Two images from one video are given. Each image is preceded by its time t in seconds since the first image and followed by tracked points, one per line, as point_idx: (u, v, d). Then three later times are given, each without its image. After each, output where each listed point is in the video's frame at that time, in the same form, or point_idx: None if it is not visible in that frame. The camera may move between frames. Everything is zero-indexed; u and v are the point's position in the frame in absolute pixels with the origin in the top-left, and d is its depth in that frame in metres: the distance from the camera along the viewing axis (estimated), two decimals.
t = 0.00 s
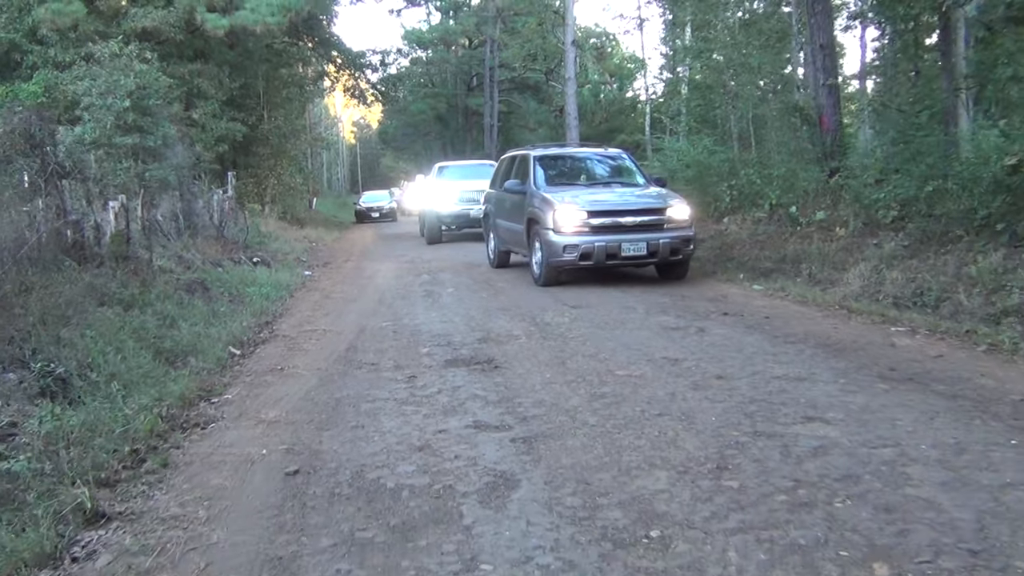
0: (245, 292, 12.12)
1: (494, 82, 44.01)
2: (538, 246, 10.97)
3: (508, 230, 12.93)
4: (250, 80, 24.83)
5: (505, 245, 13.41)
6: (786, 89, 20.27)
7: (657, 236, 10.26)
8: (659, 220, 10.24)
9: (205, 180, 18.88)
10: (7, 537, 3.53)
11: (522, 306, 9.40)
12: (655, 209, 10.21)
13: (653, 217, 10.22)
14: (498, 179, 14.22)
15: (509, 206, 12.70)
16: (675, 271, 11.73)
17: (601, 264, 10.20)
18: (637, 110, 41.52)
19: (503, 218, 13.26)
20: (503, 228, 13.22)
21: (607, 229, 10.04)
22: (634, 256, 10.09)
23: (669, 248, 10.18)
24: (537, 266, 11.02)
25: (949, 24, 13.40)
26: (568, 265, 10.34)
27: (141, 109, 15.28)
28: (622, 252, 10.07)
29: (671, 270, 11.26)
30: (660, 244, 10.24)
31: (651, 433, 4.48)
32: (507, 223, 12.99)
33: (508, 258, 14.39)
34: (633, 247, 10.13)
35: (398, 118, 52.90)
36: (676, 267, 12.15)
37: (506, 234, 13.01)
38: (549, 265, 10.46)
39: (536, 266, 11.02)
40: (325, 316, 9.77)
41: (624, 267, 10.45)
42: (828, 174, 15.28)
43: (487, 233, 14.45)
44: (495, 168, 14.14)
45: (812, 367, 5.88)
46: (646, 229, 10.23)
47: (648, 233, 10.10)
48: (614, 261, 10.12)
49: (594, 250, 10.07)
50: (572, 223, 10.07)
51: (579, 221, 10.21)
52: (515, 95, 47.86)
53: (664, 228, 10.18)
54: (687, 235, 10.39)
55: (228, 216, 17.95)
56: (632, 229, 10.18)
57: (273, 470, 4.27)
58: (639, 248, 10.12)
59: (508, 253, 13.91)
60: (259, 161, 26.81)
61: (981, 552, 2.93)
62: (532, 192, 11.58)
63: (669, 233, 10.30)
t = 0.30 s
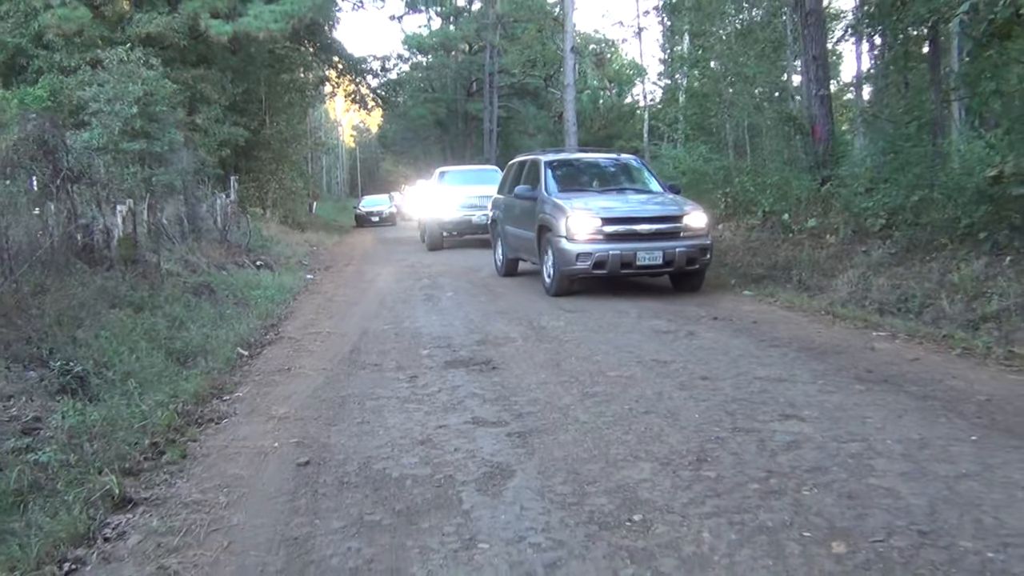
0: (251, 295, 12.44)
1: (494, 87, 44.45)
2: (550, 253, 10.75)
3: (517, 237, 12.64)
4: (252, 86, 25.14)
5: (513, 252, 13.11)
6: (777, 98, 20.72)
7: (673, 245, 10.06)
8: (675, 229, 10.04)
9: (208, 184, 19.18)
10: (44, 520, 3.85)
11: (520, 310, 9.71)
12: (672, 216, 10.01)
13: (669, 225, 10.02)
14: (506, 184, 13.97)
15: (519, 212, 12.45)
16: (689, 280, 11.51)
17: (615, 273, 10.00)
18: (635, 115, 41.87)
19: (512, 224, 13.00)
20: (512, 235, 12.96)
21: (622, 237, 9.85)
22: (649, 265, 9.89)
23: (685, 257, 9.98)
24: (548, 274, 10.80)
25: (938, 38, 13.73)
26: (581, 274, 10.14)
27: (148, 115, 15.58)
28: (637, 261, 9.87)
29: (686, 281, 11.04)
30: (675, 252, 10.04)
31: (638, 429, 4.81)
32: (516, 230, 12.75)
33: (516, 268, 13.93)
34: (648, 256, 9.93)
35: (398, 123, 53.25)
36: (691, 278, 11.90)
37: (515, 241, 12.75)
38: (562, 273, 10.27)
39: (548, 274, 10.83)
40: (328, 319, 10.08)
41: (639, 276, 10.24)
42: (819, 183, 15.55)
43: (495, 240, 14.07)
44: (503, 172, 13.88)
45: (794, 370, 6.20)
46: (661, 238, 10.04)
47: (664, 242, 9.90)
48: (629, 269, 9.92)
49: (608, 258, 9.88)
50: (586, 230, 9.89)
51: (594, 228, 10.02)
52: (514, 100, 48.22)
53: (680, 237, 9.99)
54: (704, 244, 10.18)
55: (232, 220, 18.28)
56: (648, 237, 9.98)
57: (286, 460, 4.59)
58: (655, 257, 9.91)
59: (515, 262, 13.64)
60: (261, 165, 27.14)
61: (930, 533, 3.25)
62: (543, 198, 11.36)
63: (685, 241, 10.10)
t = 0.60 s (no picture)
0: (253, 291, 12.72)
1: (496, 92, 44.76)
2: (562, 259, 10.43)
3: (525, 241, 12.37)
4: (256, 86, 25.39)
5: (521, 256, 12.84)
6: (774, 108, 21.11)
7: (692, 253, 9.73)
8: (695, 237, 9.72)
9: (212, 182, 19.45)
10: (63, 490, 4.13)
11: (515, 310, 9.99)
12: (691, 224, 9.68)
13: (687, 232, 9.70)
14: (515, 188, 13.63)
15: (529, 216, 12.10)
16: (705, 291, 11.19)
17: (630, 281, 9.68)
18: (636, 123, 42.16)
19: (521, 228, 12.61)
20: (521, 240, 12.62)
21: (639, 243, 9.53)
22: (667, 273, 9.56)
23: (704, 266, 9.64)
24: (560, 281, 10.48)
25: (929, 53, 14.05)
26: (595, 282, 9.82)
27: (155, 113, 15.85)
28: (654, 269, 9.54)
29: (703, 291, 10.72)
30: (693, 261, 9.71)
31: (621, 419, 5.10)
32: (525, 234, 12.46)
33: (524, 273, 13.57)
34: (665, 264, 9.60)
35: (400, 126, 53.57)
36: (707, 287, 11.57)
37: (523, 246, 12.48)
38: (575, 280, 9.95)
39: (560, 281, 10.51)
40: (329, 315, 10.35)
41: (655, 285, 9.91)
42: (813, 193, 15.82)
43: (503, 245, 13.77)
44: (512, 175, 13.56)
45: (774, 369, 6.48)
46: (679, 245, 9.71)
47: (682, 249, 9.57)
48: (645, 278, 9.60)
49: (624, 266, 9.55)
50: (602, 236, 9.57)
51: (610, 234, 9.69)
52: (516, 106, 48.54)
53: (699, 245, 9.67)
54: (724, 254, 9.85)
55: (234, 218, 18.55)
56: (666, 245, 9.65)
57: (290, 442, 4.88)
58: (673, 266, 9.58)
59: (525, 266, 13.13)
60: (263, 165, 27.41)
61: (883, 512, 3.54)
62: (556, 202, 11.05)
63: (704, 250, 9.77)
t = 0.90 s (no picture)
0: (252, 297, 12.97)
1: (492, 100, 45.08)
2: (573, 271, 10.03)
3: (535, 252, 11.95)
4: (255, 95, 25.47)
5: (529, 268, 12.42)
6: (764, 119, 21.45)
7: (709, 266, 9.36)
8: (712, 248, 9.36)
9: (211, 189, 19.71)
10: (74, 484, 4.37)
11: (508, 317, 10.24)
12: (709, 235, 9.32)
13: (705, 244, 9.33)
14: (521, 197, 13.25)
15: (536, 226, 11.75)
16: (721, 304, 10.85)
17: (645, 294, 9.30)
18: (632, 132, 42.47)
19: (528, 239, 12.24)
20: (529, 251, 12.22)
21: (655, 255, 9.15)
22: (684, 287, 9.19)
23: (722, 280, 9.27)
24: (570, 294, 10.08)
25: (914, 67, 14.35)
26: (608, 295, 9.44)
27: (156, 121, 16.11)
28: (671, 282, 9.16)
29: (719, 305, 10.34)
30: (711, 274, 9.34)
31: (603, 418, 5.36)
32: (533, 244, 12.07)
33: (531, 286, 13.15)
34: (682, 277, 9.23)
35: (398, 133, 53.89)
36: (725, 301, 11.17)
37: (531, 258, 12.12)
38: (588, 293, 9.57)
39: (571, 294, 10.11)
40: (326, 321, 10.60)
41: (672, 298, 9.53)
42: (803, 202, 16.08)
43: (509, 257, 13.38)
44: (519, 184, 13.19)
45: (753, 373, 6.75)
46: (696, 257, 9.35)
47: (700, 261, 9.21)
48: (661, 291, 9.22)
49: (639, 279, 9.17)
50: (616, 247, 9.20)
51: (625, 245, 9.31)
52: (513, 114, 48.87)
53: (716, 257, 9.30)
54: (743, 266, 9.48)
55: (233, 225, 18.81)
56: (683, 257, 9.28)
57: (288, 440, 5.13)
58: (691, 279, 9.21)
59: (531, 278, 12.72)
60: (262, 173, 27.66)
61: (841, 503, 3.80)
62: (566, 211, 10.69)
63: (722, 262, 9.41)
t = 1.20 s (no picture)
0: (253, 294, 13.22)
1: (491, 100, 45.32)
2: (590, 273, 9.75)
3: (549, 254, 11.87)
4: (255, 94, 25.68)
5: (540, 269, 12.36)
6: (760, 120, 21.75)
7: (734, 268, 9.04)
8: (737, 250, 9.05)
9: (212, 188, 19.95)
10: (89, 464, 4.62)
11: (505, 313, 10.48)
12: (733, 235, 9.02)
13: (730, 244, 9.02)
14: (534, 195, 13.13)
15: (548, 226, 11.80)
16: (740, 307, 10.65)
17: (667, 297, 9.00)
18: (630, 131, 42.71)
19: (539, 239, 12.24)
20: (542, 252, 12.15)
21: (677, 256, 8.86)
22: (708, 289, 8.88)
23: (748, 282, 8.95)
24: (587, 297, 9.81)
25: (904, 71, 14.61)
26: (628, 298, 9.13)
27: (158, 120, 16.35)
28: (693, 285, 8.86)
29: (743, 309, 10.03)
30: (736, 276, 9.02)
31: (591, 406, 5.62)
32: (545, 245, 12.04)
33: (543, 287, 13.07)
34: (706, 280, 8.92)
35: (398, 133, 54.17)
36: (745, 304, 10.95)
37: (543, 259, 12.06)
38: (607, 296, 9.27)
39: (589, 297, 9.83)
40: (326, 317, 10.85)
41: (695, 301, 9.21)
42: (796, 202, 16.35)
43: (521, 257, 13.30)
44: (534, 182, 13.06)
45: (738, 364, 7.02)
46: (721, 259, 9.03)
47: (725, 263, 8.89)
48: (683, 294, 8.92)
49: (661, 281, 8.87)
50: (637, 247, 8.91)
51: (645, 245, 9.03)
52: (512, 114, 49.12)
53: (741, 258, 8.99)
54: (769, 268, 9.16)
55: (234, 224, 19.06)
56: (706, 258, 8.97)
57: (291, 426, 5.38)
58: (714, 281, 8.89)
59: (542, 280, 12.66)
60: (262, 173, 27.89)
61: (809, 480, 4.06)
62: (584, 211, 10.49)
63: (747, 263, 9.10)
